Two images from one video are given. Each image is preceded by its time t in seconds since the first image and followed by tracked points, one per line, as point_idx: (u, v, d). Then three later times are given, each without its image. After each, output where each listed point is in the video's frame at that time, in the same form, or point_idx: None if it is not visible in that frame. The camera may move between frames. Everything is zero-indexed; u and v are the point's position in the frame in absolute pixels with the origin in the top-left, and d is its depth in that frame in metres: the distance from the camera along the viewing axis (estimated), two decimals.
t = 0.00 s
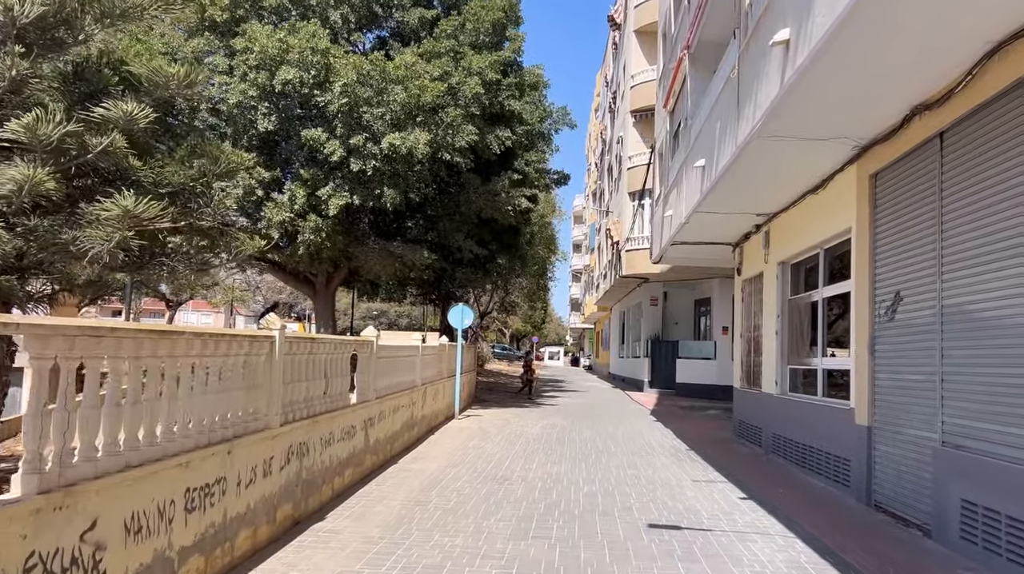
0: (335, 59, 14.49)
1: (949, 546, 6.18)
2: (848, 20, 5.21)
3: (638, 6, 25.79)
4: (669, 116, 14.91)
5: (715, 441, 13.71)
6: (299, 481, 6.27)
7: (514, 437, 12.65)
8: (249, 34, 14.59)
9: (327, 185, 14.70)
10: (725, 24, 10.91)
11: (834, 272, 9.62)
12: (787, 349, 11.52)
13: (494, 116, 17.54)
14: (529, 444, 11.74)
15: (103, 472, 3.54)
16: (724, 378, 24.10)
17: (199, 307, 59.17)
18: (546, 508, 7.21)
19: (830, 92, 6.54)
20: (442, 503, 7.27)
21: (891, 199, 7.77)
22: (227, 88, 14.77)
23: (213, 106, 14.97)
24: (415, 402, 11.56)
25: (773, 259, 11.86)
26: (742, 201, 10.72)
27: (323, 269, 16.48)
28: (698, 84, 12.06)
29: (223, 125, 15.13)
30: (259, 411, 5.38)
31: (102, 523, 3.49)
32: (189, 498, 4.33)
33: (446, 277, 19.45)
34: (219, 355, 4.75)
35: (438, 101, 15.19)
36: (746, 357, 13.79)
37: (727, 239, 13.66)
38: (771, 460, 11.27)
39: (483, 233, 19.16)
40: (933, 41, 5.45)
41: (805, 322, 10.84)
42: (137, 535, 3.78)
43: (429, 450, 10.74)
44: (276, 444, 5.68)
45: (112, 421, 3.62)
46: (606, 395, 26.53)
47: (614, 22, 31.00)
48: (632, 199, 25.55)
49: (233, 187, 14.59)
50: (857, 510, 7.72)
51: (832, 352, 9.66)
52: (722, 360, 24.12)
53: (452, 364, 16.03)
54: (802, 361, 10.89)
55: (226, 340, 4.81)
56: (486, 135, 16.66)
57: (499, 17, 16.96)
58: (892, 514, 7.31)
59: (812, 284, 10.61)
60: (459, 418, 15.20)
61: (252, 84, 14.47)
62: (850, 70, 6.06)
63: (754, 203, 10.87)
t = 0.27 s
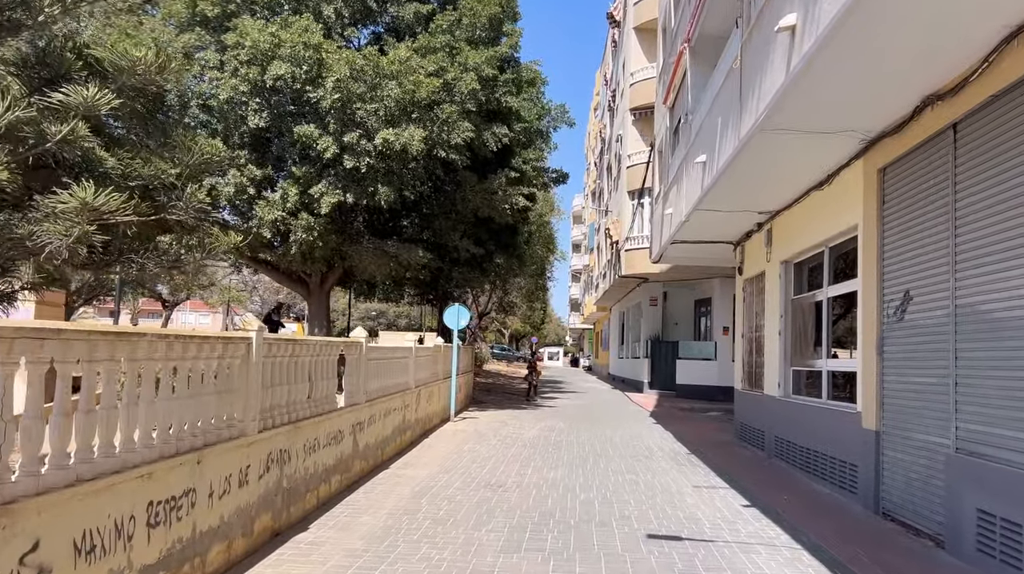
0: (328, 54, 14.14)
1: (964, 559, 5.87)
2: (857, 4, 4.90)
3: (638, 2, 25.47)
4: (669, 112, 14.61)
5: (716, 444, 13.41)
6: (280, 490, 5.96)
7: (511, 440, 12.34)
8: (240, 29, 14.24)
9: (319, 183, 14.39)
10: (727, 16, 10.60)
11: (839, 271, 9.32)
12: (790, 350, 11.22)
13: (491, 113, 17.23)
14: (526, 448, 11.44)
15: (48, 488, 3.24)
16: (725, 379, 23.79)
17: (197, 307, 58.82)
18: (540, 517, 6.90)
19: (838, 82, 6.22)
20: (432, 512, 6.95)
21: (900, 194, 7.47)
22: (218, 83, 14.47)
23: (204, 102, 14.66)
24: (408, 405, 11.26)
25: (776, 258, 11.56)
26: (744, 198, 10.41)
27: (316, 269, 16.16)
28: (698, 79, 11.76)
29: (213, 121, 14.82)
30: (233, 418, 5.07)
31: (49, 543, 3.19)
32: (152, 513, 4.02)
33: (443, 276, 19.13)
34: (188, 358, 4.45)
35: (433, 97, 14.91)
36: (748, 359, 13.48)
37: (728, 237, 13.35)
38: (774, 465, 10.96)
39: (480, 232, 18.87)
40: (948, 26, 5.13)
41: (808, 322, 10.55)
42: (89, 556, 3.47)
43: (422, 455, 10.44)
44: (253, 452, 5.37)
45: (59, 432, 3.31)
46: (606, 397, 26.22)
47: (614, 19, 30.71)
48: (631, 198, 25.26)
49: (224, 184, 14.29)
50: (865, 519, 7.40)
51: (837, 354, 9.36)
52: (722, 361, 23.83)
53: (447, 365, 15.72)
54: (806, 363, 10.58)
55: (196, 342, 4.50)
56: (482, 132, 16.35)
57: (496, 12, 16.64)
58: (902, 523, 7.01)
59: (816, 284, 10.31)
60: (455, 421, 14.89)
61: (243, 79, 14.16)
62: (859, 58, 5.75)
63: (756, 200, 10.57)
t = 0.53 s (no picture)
0: (319, 47, 13.87)
1: (979, 568, 5.57)
2: None
3: None
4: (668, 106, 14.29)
5: (717, 446, 13.10)
6: (258, 496, 5.66)
7: (506, 442, 12.04)
8: (230, 21, 13.86)
9: (311, 178, 14.09)
10: (727, 5, 10.31)
11: (844, 268, 9.01)
12: (793, 350, 10.92)
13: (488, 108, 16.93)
14: (521, 451, 11.13)
15: None
16: (725, 379, 23.48)
17: (194, 307, 58.47)
18: (534, 524, 6.59)
19: (844, 66, 5.93)
20: (420, 519, 6.65)
21: (908, 186, 7.17)
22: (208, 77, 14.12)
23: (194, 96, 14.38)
24: (400, 406, 10.96)
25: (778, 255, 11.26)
26: (746, 193, 10.12)
27: (309, 267, 15.86)
28: (698, 70, 11.46)
29: (203, 116, 14.53)
30: (202, 419, 4.78)
31: None
32: (106, 523, 3.70)
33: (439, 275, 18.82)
34: (152, 356, 4.15)
35: (428, 92, 14.64)
36: (749, 358, 13.17)
37: (729, 233, 13.06)
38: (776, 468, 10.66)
39: (476, 230, 18.59)
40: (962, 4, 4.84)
41: (812, 321, 10.24)
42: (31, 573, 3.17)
43: (415, 457, 10.14)
44: (226, 456, 5.07)
45: None
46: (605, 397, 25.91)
47: (612, 16, 30.41)
48: (631, 196, 24.98)
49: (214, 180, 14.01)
50: (873, 524, 7.10)
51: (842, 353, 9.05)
52: (722, 361, 23.52)
53: (442, 365, 15.41)
54: (809, 362, 10.29)
55: (159, 339, 4.20)
56: (478, 127, 16.05)
57: (492, 5, 16.36)
58: (912, 530, 6.69)
59: (820, 281, 10.01)
60: (450, 422, 14.58)
61: (232, 73, 13.86)
62: (867, 40, 5.45)
63: (758, 195, 10.27)
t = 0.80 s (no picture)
0: (310, 41, 13.75)
1: None
2: None
3: None
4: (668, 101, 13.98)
5: (718, 448, 12.81)
6: (233, 504, 5.37)
7: (501, 445, 11.74)
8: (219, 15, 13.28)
9: (303, 175, 13.81)
10: None
11: (849, 265, 8.72)
12: (795, 350, 10.62)
13: (484, 104, 16.65)
14: (517, 454, 10.85)
15: None
16: (726, 380, 23.18)
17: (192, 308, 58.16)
18: (525, 532, 6.29)
19: (849, 52, 5.64)
20: (406, 527, 6.36)
21: (916, 178, 6.88)
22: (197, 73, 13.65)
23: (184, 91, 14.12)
24: (391, 408, 10.67)
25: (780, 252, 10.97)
26: (747, 188, 9.83)
27: (301, 265, 15.57)
28: (697, 63, 11.17)
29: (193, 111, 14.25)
30: (168, 423, 4.48)
31: None
32: (53, 538, 3.41)
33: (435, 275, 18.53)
34: (110, 356, 3.85)
35: (422, 87, 14.39)
36: (750, 359, 12.87)
37: (729, 230, 12.76)
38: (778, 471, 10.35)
39: (473, 229, 18.30)
40: None
41: (815, 320, 9.95)
42: None
43: (406, 461, 9.86)
44: (195, 463, 4.77)
45: None
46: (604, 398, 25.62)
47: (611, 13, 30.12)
48: (630, 194, 24.69)
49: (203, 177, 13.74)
50: (879, 532, 6.81)
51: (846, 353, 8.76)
52: (723, 361, 23.23)
53: (437, 365, 15.11)
54: (812, 363, 9.99)
55: (118, 339, 3.90)
56: (474, 123, 15.75)
57: None
58: (921, 538, 6.39)
59: (823, 279, 9.72)
60: (445, 424, 14.29)
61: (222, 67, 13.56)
62: (875, 24, 5.15)
63: (759, 190, 9.99)
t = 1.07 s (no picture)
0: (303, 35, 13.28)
1: None
2: None
3: None
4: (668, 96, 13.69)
5: (719, 451, 12.50)
6: (206, 513, 5.08)
7: (496, 447, 11.45)
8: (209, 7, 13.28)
9: (294, 171, 13.52)
10: None
11: (855, 261, 8.42)
12: (799, 350, 10.32)
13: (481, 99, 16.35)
14: (512, 456, 10.56)
15: None
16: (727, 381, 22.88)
17: (191, 307, 57.82)
18: (517, 541, 6.00)
19: (858, 37, 5.33)
20: (392, 535, 6.06)
21: (927, 170, 6.57)
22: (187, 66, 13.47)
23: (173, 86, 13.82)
24: (383, 409, 10.38)
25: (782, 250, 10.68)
26: (749, 182, 9.52)
27: (294, 264, 15.28)
28: (698, 55, 10.87)
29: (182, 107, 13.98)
30: (130, 427, 4.19)
31: None
32: None
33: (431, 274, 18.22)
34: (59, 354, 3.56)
35: (417, 81, 14.10)
36: (752, 359, 12.57)
37: (731, 228, 12.46)
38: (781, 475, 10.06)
39: (470, 227, 18.01)
40: None
41: (818, 319, 9.65)
42: None
43: (398, 464, 9.57)
44: (162, 470, 4.49)
45: None
46: (603, 399, 25.33)
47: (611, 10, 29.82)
48: (630, 193, 24.40)
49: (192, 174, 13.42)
50: (889, 540, 6.51)
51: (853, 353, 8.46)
52: (724, 361, 22.95)
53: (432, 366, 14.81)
54: (816, 363, 9.69)
55: (68, 337, 3.61)
56: (471, 119, 15.45)
57: None
58: (933, 548, 6.09)
59: (828, 277, 9.42)
60: (440, 425, 14.00)
61: (211, 60, 13.27)
62: (886, 6, 4.85)
63: (763, 185, 9.70)
